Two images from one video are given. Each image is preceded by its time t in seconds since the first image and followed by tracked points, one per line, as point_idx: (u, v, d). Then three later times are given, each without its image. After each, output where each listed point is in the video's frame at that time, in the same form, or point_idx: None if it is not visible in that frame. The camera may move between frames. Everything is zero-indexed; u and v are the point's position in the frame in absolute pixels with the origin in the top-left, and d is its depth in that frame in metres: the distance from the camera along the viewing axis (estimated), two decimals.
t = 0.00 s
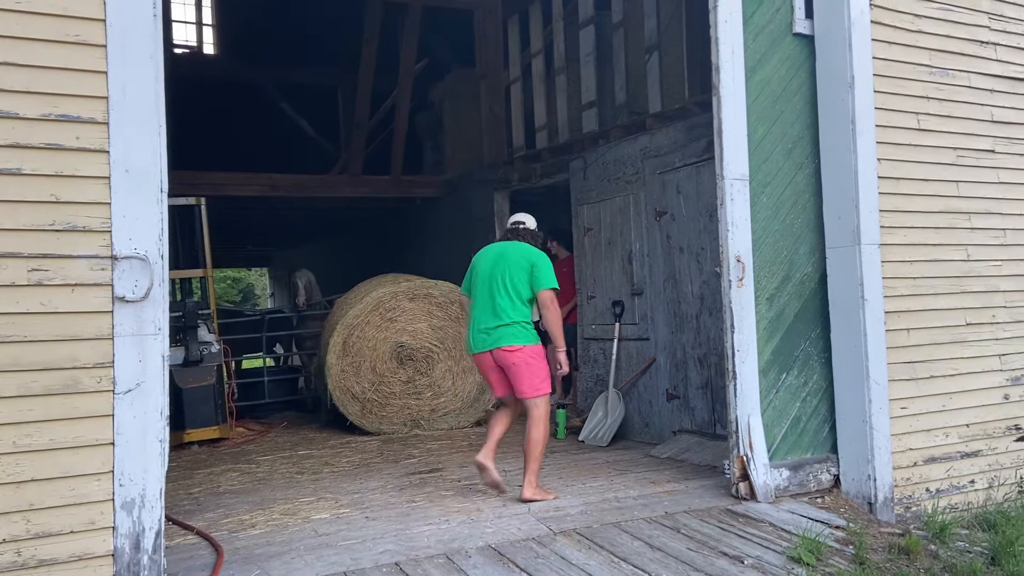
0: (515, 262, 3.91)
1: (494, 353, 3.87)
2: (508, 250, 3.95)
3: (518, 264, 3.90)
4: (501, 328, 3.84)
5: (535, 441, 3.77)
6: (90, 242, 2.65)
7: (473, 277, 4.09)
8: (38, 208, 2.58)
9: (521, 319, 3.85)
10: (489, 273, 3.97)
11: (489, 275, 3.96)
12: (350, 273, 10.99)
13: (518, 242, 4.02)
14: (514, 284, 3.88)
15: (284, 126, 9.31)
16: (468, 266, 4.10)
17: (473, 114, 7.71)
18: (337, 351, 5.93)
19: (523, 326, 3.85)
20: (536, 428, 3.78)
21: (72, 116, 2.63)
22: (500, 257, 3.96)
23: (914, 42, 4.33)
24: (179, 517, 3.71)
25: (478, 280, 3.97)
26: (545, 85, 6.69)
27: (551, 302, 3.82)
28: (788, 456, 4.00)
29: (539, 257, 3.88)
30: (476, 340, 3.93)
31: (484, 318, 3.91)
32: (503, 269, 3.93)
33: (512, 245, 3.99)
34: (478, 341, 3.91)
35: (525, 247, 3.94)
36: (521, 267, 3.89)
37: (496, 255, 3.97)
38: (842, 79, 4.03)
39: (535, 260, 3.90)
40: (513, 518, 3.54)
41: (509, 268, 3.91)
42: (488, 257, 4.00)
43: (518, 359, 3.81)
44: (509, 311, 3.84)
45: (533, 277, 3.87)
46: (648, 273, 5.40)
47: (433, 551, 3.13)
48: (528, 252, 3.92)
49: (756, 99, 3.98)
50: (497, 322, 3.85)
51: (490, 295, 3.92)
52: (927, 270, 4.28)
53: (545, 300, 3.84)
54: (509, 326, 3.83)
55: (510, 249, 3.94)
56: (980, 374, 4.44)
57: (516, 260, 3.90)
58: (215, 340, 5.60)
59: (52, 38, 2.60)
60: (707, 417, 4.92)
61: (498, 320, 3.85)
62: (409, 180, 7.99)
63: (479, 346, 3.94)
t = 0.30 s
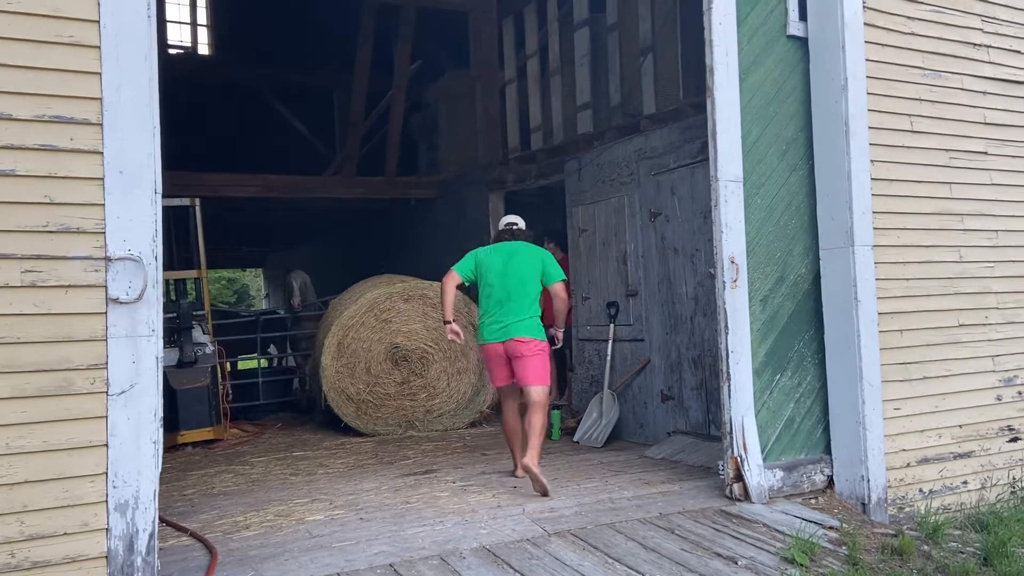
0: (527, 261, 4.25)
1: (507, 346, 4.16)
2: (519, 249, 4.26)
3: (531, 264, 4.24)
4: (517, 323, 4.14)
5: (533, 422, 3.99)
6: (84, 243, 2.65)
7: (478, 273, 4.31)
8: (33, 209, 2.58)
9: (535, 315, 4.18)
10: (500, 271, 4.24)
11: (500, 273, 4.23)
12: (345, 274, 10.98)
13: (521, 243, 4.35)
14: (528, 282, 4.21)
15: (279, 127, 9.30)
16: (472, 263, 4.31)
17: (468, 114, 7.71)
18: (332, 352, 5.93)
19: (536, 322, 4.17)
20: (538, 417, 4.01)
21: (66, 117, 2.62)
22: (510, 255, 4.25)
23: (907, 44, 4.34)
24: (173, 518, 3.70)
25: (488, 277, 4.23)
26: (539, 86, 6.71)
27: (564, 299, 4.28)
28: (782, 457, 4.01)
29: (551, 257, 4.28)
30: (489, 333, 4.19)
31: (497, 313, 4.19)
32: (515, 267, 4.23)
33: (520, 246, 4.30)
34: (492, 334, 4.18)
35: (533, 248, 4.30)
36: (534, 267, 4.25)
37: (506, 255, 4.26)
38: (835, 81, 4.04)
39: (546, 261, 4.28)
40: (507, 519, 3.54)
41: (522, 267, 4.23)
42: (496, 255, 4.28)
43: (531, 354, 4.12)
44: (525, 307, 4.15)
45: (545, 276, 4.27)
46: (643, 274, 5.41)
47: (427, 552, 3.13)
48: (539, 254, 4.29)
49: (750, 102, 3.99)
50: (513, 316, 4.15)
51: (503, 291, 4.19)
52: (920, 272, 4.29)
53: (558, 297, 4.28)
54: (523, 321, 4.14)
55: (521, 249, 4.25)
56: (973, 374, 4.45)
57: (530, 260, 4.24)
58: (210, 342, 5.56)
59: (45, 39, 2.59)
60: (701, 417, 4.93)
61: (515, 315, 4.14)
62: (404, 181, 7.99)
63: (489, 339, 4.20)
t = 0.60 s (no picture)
0: (525, 269, 4.71)
1: (513, 346, 4.59)
2: (516, 259, 4.72)
3: (529, 271, 4.70)
4: (521, 325, 4.61)
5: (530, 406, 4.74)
6: (81, 245, 2.65)
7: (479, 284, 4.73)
8: (31, 211, 2.58)
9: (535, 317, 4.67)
10: (501, 279, 4.67)
11: (499, 281, 4.67)
12: (342, 275, 10.98)
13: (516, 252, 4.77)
14: (528, 288, 4.68)
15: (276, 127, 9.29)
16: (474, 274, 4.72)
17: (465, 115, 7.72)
18: (329, 353, 5.93)
19: (537, 323, 4.67)
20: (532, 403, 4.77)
21: (64, 119, 2.62)
22: (509, 265, 4.70)
23: (903, 46, 4.36)
24: (170, 520, 3.70)
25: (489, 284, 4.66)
26: (537, 87, 6.72)
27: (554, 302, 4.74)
28: (778, 458, 4.02)
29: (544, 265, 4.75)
30: (495, 335, 4.58)
31: (502, 318, 4.60)
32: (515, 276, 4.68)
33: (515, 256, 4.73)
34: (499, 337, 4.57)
35: (529, 256, 4.73)
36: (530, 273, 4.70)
37: (503, 264, 4.70)
38: (832, 82, 4.05)
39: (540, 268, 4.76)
40: (504, 520, 3.55)
41: (522, 275, 4.68)
42: (496, 266, 4.71)
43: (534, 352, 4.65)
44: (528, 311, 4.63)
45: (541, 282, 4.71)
46: (639, 275, 5.42)
47: (424, 553, 3.14)
48: (533, 262, 4.73)
49: (746, 103, 4.00)
50: (518, 319, 4.61)
51: (506, 297, 4.64)
52: (916, 273, 4.31)
53: (551, 301, 4.72)
54: (527, 324, 4.63)
55: (520, 258, 4.71)
56: (969, 375, 4.47)
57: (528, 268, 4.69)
58: (207, 343, 5.60)
59: (42, 41, 2.59)
60: (698, 418, 4.94)
61: (520, 319, 4.59)
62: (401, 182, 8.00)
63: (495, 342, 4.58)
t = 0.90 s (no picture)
0: (526, 277, 5.17)
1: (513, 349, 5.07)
2: (518, 267, 5.17)
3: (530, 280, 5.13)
4: (521, 329, 5.09)
5: (518, 412, 4.95)
6: (82, 246, 2.65)
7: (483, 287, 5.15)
8: (31, 212, 2.58)
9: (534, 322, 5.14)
10: (504, 285, 5.12)
11: (502, 285, 5.11)
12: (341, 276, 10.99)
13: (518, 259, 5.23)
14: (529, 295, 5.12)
15: (275, 128, 9.29)
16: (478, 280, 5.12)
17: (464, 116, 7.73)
18: (328, 353, 5.93)
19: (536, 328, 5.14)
20: (520, 406, 5.06)
21: (64, 121, 2.63)
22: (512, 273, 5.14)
23: (902, 47, 4.37)
24: (171, 520, 3.70)
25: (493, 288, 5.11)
26: (536, 88, 6.73)
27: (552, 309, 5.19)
28: (778, 458, 4.02)
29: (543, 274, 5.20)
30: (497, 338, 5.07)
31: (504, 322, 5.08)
32: (517, 281, 5.13)
33: (517, 263, 5.19)
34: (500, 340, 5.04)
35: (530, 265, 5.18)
36: (531, 280, 5.15)
37: (508, 270, 5.15)
38: (831, 83, 4.06)
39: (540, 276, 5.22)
40: (504, 520, 3.55)
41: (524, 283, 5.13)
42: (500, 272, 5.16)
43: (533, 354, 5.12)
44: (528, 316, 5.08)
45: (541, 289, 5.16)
46: (639, 275, 5.43)
47: (424, 553, 3.14)
48: (533, 270, 5.19)
49: (746, 104, 4.01)
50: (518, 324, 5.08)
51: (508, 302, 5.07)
52: (915, 274, 4.32)
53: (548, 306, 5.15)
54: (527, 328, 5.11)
55: (522, 266, 5.15)
56: (968, 375, 4.48)
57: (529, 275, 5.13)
58: (206, 344, 5.60)
59: (42, 42, 2.59)
60: (697, 419, 4.94)
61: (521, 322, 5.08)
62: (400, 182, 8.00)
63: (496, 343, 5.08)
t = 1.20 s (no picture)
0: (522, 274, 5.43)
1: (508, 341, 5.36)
2: (514, 266, 5.43)
3: (526, 276, 5.38)
4: (518, 325, 5.34)
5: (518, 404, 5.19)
6: (84, 246, 2.65)
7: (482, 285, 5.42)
8: (32, 212, 2.58)
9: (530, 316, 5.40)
10: (501, 282, 5.39)
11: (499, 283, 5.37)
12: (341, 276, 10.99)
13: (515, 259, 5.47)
14: (525, 291, 5.37)
15: (275, 128, 9.30)
16: (476, 276, 5.41)
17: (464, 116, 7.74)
18: (328, 353, 5.93)
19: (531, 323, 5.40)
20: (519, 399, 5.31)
21: (65, 120, 2.63)
22: (508, 270, 5.40)
23: (902, 47, 4.37)
24: (171, 520, 3.70)
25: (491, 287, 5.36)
26: (536, 88, 6.73)
27: (546, 303, 5.47)
28: (778, 458, 4.03)
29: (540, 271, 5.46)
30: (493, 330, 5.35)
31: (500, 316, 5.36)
32: (513, 280, 5.39)
33: (514, 263, 5.44)
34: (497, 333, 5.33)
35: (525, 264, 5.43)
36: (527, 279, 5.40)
37: (504, 269, 5.40)
38: (831, 83, 4.06)
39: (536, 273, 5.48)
40: (504, 520, 3.55)
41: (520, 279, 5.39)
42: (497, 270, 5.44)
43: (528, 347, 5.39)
44: (523, 310, 5.32)
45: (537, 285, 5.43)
46: (638, 275, 5.43)
47: (425, 552, 3.15)
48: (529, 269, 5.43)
49: (746, 104, 4.01)
50: (512, 318, 5.34)
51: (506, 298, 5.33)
52: (915, 273, 4.32)
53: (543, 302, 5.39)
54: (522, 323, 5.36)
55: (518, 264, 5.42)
56: (968, 375, 4.48)
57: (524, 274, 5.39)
58: (206, 344, 5.60)
59: (43, 42, 2.60)
60: (697, 419, 4.94)
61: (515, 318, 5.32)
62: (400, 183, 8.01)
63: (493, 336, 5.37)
